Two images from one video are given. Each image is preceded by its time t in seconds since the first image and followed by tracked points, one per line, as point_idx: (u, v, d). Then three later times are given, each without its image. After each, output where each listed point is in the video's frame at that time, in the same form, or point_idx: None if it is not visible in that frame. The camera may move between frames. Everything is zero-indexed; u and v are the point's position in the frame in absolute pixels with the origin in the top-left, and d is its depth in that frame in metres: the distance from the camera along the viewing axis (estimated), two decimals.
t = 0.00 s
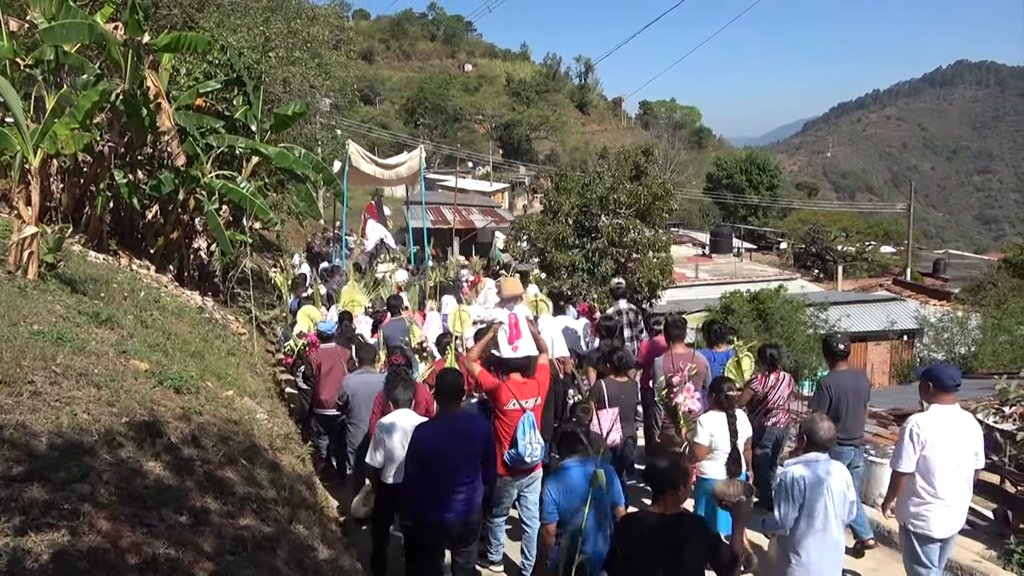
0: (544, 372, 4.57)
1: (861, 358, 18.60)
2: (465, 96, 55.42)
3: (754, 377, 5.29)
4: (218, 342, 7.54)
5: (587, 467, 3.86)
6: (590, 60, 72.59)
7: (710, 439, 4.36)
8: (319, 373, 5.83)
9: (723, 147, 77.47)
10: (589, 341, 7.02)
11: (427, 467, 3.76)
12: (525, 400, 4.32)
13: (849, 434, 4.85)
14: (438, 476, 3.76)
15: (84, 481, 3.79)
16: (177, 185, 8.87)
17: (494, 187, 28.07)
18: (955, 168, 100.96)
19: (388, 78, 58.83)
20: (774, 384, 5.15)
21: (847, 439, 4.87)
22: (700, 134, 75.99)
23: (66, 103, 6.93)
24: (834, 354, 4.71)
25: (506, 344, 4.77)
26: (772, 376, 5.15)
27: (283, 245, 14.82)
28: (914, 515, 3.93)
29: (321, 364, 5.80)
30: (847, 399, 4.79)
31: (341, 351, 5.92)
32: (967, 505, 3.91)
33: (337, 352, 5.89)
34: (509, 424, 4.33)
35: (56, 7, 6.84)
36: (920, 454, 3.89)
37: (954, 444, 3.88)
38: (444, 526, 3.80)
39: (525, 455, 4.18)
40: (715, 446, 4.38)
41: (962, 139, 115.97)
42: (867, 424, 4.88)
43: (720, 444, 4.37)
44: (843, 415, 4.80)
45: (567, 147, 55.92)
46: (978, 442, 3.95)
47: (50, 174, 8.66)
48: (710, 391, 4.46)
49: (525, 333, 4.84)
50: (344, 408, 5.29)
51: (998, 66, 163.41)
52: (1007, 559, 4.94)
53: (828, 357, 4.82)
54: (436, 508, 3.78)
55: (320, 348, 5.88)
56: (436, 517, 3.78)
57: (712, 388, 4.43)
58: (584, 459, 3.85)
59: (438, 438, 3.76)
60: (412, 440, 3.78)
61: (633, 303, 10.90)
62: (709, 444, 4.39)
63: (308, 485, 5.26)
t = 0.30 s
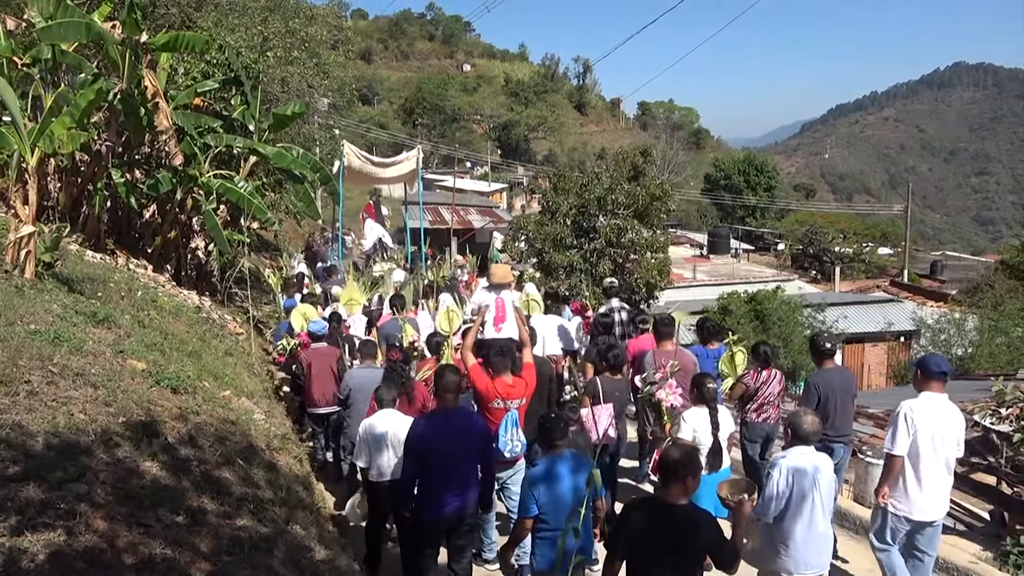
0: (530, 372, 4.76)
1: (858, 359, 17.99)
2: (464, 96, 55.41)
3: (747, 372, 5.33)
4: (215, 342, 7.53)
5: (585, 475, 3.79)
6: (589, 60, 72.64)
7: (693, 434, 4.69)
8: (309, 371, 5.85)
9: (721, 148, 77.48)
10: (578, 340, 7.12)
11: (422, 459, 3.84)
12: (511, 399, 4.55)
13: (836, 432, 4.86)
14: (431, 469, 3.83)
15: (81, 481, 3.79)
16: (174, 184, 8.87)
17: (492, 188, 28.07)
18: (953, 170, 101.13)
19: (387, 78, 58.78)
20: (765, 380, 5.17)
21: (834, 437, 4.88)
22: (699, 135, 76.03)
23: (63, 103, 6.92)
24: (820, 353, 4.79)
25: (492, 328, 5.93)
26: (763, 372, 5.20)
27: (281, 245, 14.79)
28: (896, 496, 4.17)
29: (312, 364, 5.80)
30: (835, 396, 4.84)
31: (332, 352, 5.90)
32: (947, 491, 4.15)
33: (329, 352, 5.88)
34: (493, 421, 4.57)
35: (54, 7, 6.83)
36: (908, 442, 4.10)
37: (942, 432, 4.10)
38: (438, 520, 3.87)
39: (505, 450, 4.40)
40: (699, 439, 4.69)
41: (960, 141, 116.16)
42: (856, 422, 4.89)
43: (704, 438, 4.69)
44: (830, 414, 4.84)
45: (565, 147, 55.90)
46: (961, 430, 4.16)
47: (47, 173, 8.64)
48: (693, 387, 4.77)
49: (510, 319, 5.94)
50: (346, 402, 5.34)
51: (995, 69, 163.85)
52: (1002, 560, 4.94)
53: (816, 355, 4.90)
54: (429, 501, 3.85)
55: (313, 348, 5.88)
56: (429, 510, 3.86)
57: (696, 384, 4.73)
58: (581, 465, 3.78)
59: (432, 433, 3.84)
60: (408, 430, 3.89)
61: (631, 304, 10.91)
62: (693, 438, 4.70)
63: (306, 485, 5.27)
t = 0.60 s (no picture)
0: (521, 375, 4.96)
1: (856, 360, 18.45)
2: (463, 96, 55.40)
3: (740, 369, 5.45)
4: (214, 341, 7.53)
5: (576, 488, 3.76)
6: (588, 60, 72.64)
7: (688, 429, 4.76)
8: (304, 368, 5.97)
9: (720, 149, 77.51)
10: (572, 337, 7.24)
11: (414, 455, 3.98)
12: (501, 400, 4.74)
13: (823, 428, 5.00)
14: (425, 465, 3.96)
15: (79, 480, 3.79)
16: (173, 183, 8.86)
17: (491, 187, 28.12)
18: (951, 171, 101.25)
19: (386, 77, 58.86)
20: (758, 375, 5.30)
21: (823, 433, 5.01)
22: (698, 135, 76.09)
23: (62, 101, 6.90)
24: (814, 350, 4.96)
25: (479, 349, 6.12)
26: (756, 368, 5.32)
27: (280, 244, 14.79)
28: (879, 487, 4.19)
29: (307, 360, 5.93)
30: (827, 394, 4.96)
31: (325, 348, 5.99)
32: (933, 484, 4.12)
33: (322, 348, 5.97)
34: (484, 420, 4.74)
35: (53, 5, 6.83)
36: (889, 431, 4.13)
37: (925, 424, 4.10)
38: (432, 516, 3.97)
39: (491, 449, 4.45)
40: (693, 434, 4.76)
41: (958, 141, 116.28)
42: (845, 420, 5.01)
43: (698, 433, 4.75)
44: (824, 408, 4.95)
45: (565, 147, 56.00)
46: (950, 424, 4.14)
47: (46, 172, 8.62)
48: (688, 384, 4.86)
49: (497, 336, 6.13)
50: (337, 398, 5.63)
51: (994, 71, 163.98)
52: (1001, 561, 4.93)
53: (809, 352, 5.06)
54: (423, 497, 3.96)
55: (305, 345, 5.98)
56: (423, 505, 3.96)
57: (690, 381, 4.83)
58: (572, 478, 3.76)
59: (425, 431, 3.99)
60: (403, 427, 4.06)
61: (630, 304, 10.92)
62: (687, 433, 4.78)
63: (304, 485, 5.26)
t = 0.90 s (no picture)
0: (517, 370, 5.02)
1: (856, 362, 18.55)
2: (464, 96, 55.38)
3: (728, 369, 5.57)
4: (214, 339, 7.54)
5: (556, 513, 3.94)
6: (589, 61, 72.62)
7: (685, 421, 4.74)
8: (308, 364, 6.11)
9: (721, 150, 77.48)
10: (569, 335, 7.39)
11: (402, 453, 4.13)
12: (502, 384, 4.82)
13: (812, 423, 5.21)
14: (414, 464, 4.10)
15: (79, 478, 3.79)
16: (174, 182, 8.86)
17: (491, 187, 28.11)
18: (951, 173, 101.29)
19: (387, 77, 58.87)
20: (744, 376, 5.40)
21: (812, 428, 5.22)
22: (698, 137, 76.10)
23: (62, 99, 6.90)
24: (807, 347, 5.17)
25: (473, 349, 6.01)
26: (743, 368, 5.40)
27: (279, 243, 14.79)
28: (860, 483, 4.46)
29: (310, 357, 6.05)
30: (816, 391, 5.17)
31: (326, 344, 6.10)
32: (914, 482, 4.33)
33: (323, 345, 6.09)
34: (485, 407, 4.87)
35: (55, 3, 6.84)
36: (865, 433, 4.41)
37: (902, 424, 4.33)
38: (420, 513, 4.11)
39: (498, 435, 4.78)
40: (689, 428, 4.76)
41: (959, 144, 116.31)
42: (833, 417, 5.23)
43: (695, 426, 4.75)
44: (811, 404, 5.17)
45: (565, 148, 56.04)
46: (930, 424, 4.34)
47: (47, 169, 8.63)
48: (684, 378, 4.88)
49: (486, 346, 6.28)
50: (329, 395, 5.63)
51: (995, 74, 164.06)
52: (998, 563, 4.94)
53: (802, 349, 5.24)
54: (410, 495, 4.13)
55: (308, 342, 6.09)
56: (410, 502, 4.12)
57: (687, 375, 4.85)
58: (555, 501, 3.93)
59: (414, 430, 4.12)
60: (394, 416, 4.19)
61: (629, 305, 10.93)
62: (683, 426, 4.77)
63: (303, 484, 5.27)
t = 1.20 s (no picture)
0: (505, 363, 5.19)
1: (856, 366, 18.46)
2: (468, 96, 55.38)
3: (715, 370, 5.81)
4: (216, 337, 7.54)
5: (547, 526, 4.03)
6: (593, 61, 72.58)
7: (677, 420, 4.84)
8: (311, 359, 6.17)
9: (724, 151, 77.54)
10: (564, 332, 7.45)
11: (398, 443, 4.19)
12: (492, 375, 5.00)
13: (805, 421, 5.23)
14: (408, 467, 4.16)
15: (81, 475, 3.79)
16: (177, 179, 8.87)
17: (494, 186, 28.10)
18: (955, 177, 101.16)
19: (391, 76, 58.90)
20: (732, 375, 5.64)
21: (805, 427, 5.25)
22: (702, 138, 76.05)
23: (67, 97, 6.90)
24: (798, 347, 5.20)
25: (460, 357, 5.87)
26: (730, 369, 5.66)
27: (281, 241, 14.79)
28: (841, 481, 4.57)
29: (315, 353, 6.11)
30: (809, 389, 5.19)
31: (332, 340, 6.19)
32: (892, 476, 4.46)
33: (328, 341, 6.17)
34: (479, 401, 4.98)
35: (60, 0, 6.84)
36: (840, 431, 4.57)
37: (876, 420, 4.47)
38: (412, 504, 4.18)
39: (497, 423, 4.92)
40: (682, 426, 4.85)
41: (963, 147, 116.15)
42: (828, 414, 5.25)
43: (687, 425, 4.84)
44: (803, 402, 5.19)
45: (568, 148, 56.04)
46: (903, 419, 4.48)
47: (50, 166, 8.64)
48: (677, 379, 5.00)
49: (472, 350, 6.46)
50: (326, 390, 5.65)
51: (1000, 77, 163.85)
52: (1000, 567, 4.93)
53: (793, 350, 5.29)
54: (403, 496, 4.19)
55: (313, 338, 6.18)
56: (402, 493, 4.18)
57: (679, 375, 4.98)
58: (547, 513, 4.03)
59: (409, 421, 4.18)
60: (387, 417, 4.20)
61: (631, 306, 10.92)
62: (676, 425, 4.85)
63: (305, 483, 5.27)
